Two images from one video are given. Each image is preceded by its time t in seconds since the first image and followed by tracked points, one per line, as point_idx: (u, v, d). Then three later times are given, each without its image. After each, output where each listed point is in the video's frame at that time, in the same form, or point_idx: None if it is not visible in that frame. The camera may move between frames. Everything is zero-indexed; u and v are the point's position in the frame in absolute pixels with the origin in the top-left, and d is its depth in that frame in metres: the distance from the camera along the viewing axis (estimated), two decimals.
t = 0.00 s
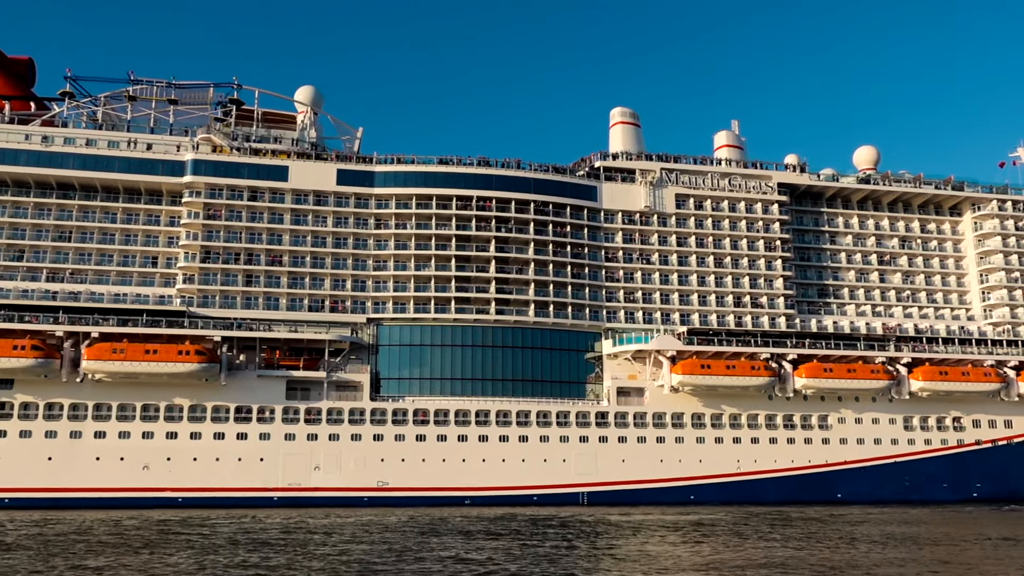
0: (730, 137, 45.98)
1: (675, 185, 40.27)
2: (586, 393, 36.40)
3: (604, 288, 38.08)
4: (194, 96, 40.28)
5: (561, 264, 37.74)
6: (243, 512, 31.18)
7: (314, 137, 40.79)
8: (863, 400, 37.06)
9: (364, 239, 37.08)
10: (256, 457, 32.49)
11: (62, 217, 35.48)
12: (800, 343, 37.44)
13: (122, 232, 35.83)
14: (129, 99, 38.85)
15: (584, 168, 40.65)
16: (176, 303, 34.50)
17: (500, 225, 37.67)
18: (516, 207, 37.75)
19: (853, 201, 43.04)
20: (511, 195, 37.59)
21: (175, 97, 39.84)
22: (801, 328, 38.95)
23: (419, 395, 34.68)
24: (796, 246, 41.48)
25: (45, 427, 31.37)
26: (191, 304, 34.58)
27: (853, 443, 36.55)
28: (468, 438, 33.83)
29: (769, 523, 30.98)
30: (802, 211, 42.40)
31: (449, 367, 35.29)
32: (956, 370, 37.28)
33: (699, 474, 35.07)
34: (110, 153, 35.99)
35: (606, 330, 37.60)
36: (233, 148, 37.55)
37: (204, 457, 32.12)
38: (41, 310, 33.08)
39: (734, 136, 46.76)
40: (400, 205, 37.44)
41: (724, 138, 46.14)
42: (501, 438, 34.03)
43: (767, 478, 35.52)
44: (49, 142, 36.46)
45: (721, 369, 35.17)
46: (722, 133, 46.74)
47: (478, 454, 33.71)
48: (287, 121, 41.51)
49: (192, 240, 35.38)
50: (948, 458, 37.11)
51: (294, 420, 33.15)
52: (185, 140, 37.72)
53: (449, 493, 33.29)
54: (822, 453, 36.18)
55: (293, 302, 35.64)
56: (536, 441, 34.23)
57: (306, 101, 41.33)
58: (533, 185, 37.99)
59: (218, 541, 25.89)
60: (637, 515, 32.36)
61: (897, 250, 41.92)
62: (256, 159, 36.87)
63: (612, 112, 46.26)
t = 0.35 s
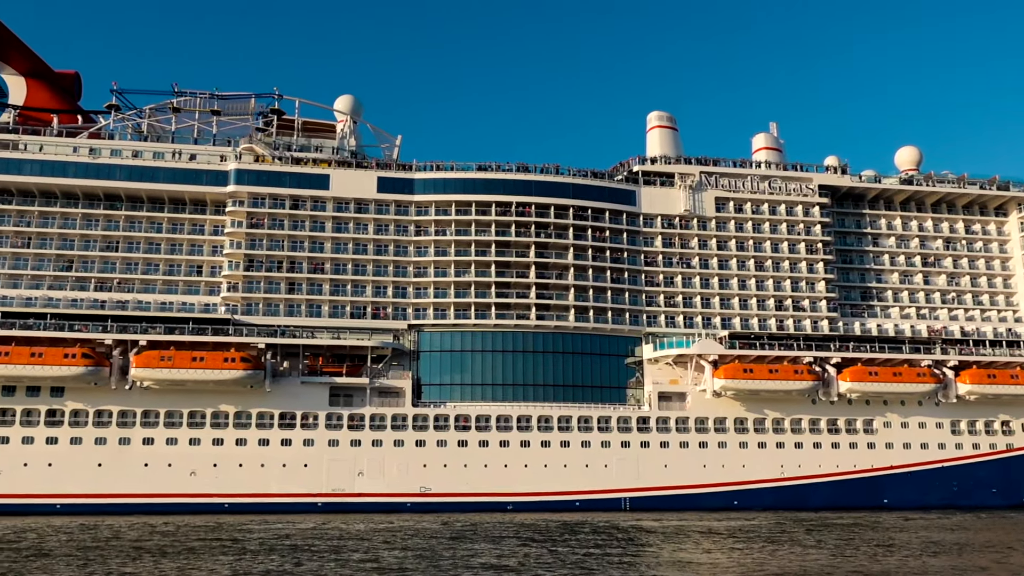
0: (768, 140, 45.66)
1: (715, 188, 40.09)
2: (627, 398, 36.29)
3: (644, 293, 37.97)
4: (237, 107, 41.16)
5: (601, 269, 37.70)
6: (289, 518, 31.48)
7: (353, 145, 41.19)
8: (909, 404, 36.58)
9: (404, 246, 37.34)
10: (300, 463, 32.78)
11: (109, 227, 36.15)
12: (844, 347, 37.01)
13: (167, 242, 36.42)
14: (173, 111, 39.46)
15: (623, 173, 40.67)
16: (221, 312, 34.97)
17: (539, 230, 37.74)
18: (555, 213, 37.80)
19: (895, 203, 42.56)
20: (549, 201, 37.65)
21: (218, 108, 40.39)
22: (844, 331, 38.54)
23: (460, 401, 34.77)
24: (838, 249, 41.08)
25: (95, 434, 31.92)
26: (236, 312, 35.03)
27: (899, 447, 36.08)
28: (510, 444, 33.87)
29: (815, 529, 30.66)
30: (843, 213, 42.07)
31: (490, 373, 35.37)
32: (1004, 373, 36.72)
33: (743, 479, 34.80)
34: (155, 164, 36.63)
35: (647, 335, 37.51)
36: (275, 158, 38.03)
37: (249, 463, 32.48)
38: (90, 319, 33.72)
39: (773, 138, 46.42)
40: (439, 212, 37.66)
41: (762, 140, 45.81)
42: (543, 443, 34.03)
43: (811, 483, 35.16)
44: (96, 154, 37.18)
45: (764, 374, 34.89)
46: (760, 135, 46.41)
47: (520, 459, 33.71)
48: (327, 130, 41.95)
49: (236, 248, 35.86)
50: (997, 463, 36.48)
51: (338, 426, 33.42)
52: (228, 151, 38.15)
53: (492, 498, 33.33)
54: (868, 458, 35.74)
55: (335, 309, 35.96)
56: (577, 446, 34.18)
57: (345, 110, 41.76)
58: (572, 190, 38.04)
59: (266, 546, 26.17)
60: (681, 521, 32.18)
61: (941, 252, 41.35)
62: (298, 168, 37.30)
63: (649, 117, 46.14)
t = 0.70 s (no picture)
0: (806, 142, 45.27)
1: (753, 192, 39.95)
2: (666, 404, 36.13)
3: (682, 297, 37.83)
4: (275, 117, 41.96)
5: (638, 274, 37.62)
6: (331, 524, 31.70)
7: (390, 154, 41.52)
8: (954, 409, 36.06)
9: (442, 253, 37.56)
10: (342, 470, 33.00)
11: (153, 237, 36.71)
12: (888, 350, 36.44)
13: (209, 251, 36.92)
14: (213, 122, 40.05)
15: (660, 177, 40.67)
16: (262, 320, 35.36)
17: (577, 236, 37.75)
18: (592, 218, 37.82)
19: (936, 204, 42.07)
20: (587, 206, 37.67)
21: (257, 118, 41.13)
22: (886, 335, 38.10)
23: (499, 407, 34.82)
24: (878, 252, 40.62)
25: (141, 441, 32.40)
26: (277, 320, 35.41)
27: (944, 452, 35.56)
28: (550, 450, 33.85)
29: (860, 536, 30.30)
30: (883, 215, 41.77)
31: (529, 379, 35.38)
32: None
33: (785, 485, 34.48)
34: (197, 174, 37.17)
35: (685, 340, 37.32)
36: (314, 167, 38.43)
37: (292, 469, 32.75)
38: (135, 327, 34.24)
39: (810, 141, 46.03)
40: (477, 219, 37.84)
41: (798, 143, 45.38)
42: (583, 449, 33.97)
43: (855, 489, 34.75)
44: (139, 165, 37.82)
45: (806, 378, 34.56)
46: (797, 138, 46.08)
47: (560, 465, 33.67)
48: (364, 139, 42.33)
49: (277, 257, 36.23)
50: None
51: (378, 433, 33.61)
52: (268, 160, 38.58)
53: (532, 504, 33.32)
54: (912, 463, 35.26)
55: (375, 317, 36.22)
56: (617, 452, 34.08)
57: (382, 119, 42.17)
58: (609, 196, 38.04)
59: (311, 553, 26.37)
60: (723, 527, 31.95)
61: (985, 253, 40.75)
62: (336, 177, 37.68)
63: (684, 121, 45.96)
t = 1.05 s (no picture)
0: (842, 144, 44.89)
1: (790, 195, 39.73)
2: (704, 408, 35.89)
3: (719, 301, 37.61)
4: (311, 126, 42.11)
5: (675, 278, 37.47)
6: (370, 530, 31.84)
7: (424, 161, 41.75)
8: (998, 412, 35.53)
9: (477, 259, 37.71)
10: (381, 476, 33.13)
11: (193, 246, 37.18)
12: (929, 353, 36.05)
13: (247, 259, 37.33)
14: (250, 132, 40.55)
15: (695, 181, 40.54)
16: (301, 327, 35.65)
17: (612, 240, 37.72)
18: (628, 222, 37.77)
19: (977, 205, 41.51)
20: (622, 211, 37.64)
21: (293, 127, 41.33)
22: (927, 337, 37.62)
23: (537, 412, 34.80)
24: (918, 253, 40.15)
25: (182, 448, 32.77)
26: (315, 327, 35.67)
27: (989, 456, 35.03)
28: (588, 455, 33.77)
29: (904, 542, 29.91)
30: (922, 217, 41.31)
31: (566, 384, 35.34)
32: None
33: (826, 490, 34.11)
34: (236, 184, 37.64)
35: (723, 344, 37.08)
36: (350, 175, 38.72)
37: (331, 475, 32.95)
38: (176, 335, 34.68)
39: (846, 142, 45.62)
40: (512, 224, 37.94)
41: (835, 145, 44.97)
42: (621, 454, 33.85)
43: (897, 494, 34.31)
44: (179, 176, 38.37)
45: (846, 382, 34.22)
46: (833, 139, 45.63)
47: (598, 470, 33.58)
48: (398, 146, 42.62)
49: (314, 264, 36.53)
50: None
51: (416, 439, 33.71)
52: (304, 169, 38.95)
53: (571, 509, 33.24)
54: (956, 467, 34.75)
55: (412, 323, 36.35)
56: (655, 457, 33.91)
57: (416, 126, 42.44)
58: (645, 200, 38.02)
59: (353, 559, 26.54)
60: (764, 533, 31.68)
61: None
62: (373, 184, 37.98)
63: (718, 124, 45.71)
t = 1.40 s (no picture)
0: (877, 143, 44.47)
1: (825, 195, 39.50)
2: (741, 411, 35.65)
3: (755, 303, 37.36)
4: (345, 132, 42.54)
5: (710, 280, 37.29)
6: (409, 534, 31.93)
7: (457, 166, 41.93)
8: None
9: (511, 262, 37.81)
10: (418, 480, 33.20)
11: (230, 253, 37.59)
12: (970, 353, 35.58)
13: (283, 265, 37.64)
14: (285, 139, 41.07)
15: (729, 182, 40.38)
16: (337, 332, 35.89)
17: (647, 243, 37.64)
18: (662, 225, 37.69)
19: (1016, 203, 40.95)
20: (656, 213, 37.57)
21: (327, 134, 41.97)
22: (967, 337, 37.13)
23: (573, 416, 34.74)
24: (958, 253, 39.67)
25: (222, 453, 33.09)
26: (351, 332, 35.90)
27: None
28: (624, 458, 33.64)
29: (948, 545, 29.50)
30: (961, 215, 40.83)
31: (601, 387, 35.26)
32: None
33: (867, 492, 33.73)
34: (271, 191, 38.03)
35: (759, 346, 36.83)
36: (384, 181, 38.96)
37: (368, 480, 33.07)
38: (215, 341, 35.01)
39: (881, 141, 45.16)
40: (546, 228, 37.98)
41: (870, 144, 44.55)
42: (658, 457, 33.68)
43: (940, 497, 33.86)
44: (215, 184, 38.84)
45: (886, 383, 33.86)
46: (868, 138, 45.19)
47: (635, 474, 33.44)
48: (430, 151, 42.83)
49: (350, 270, 36.76)
50: None
51: (453, 442, 33.77)
52: (338, 176, 39.28)
53: (608, 513, 33.12)
54: (999, 469, 34.25)
55: (447, 327, 36.46)
56: (693, 460, 33.71)
57: (448, 131, 42.67)
58: (679, 203, 37.95)
59: (395, 563, 26.64)
60: (805, 537, 31.38)
61: None
62: (407, 190, 38.24)
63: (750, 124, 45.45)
